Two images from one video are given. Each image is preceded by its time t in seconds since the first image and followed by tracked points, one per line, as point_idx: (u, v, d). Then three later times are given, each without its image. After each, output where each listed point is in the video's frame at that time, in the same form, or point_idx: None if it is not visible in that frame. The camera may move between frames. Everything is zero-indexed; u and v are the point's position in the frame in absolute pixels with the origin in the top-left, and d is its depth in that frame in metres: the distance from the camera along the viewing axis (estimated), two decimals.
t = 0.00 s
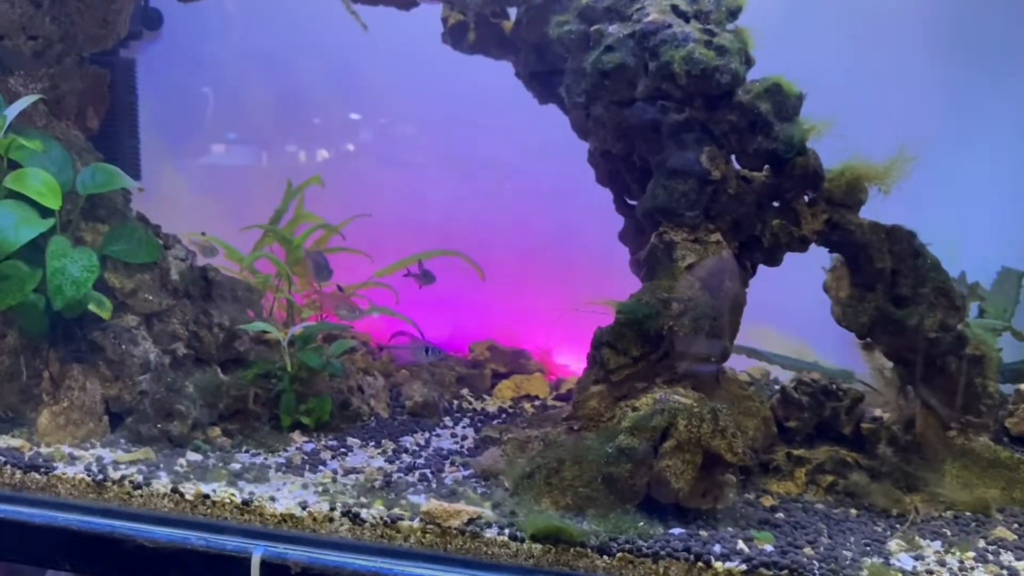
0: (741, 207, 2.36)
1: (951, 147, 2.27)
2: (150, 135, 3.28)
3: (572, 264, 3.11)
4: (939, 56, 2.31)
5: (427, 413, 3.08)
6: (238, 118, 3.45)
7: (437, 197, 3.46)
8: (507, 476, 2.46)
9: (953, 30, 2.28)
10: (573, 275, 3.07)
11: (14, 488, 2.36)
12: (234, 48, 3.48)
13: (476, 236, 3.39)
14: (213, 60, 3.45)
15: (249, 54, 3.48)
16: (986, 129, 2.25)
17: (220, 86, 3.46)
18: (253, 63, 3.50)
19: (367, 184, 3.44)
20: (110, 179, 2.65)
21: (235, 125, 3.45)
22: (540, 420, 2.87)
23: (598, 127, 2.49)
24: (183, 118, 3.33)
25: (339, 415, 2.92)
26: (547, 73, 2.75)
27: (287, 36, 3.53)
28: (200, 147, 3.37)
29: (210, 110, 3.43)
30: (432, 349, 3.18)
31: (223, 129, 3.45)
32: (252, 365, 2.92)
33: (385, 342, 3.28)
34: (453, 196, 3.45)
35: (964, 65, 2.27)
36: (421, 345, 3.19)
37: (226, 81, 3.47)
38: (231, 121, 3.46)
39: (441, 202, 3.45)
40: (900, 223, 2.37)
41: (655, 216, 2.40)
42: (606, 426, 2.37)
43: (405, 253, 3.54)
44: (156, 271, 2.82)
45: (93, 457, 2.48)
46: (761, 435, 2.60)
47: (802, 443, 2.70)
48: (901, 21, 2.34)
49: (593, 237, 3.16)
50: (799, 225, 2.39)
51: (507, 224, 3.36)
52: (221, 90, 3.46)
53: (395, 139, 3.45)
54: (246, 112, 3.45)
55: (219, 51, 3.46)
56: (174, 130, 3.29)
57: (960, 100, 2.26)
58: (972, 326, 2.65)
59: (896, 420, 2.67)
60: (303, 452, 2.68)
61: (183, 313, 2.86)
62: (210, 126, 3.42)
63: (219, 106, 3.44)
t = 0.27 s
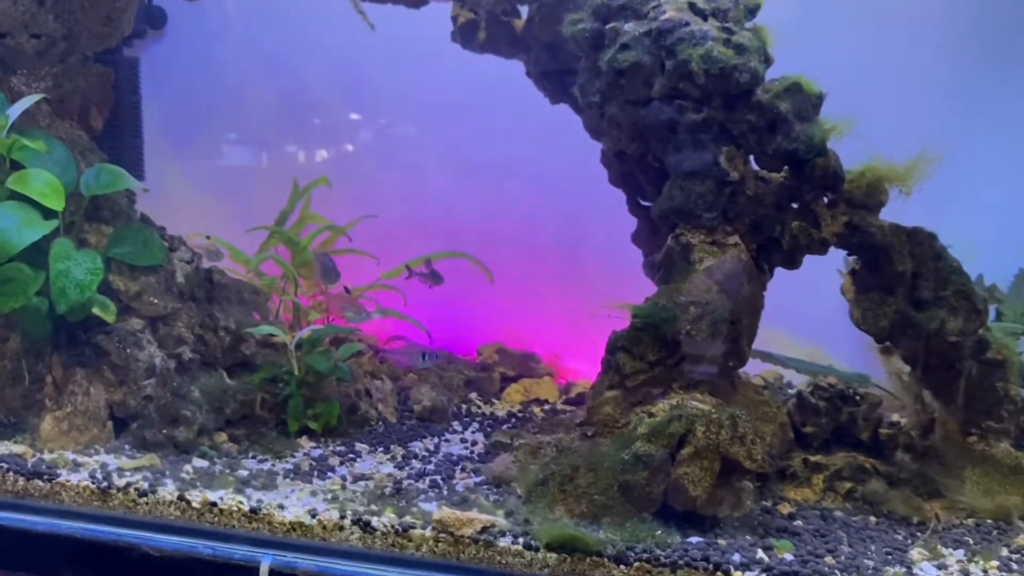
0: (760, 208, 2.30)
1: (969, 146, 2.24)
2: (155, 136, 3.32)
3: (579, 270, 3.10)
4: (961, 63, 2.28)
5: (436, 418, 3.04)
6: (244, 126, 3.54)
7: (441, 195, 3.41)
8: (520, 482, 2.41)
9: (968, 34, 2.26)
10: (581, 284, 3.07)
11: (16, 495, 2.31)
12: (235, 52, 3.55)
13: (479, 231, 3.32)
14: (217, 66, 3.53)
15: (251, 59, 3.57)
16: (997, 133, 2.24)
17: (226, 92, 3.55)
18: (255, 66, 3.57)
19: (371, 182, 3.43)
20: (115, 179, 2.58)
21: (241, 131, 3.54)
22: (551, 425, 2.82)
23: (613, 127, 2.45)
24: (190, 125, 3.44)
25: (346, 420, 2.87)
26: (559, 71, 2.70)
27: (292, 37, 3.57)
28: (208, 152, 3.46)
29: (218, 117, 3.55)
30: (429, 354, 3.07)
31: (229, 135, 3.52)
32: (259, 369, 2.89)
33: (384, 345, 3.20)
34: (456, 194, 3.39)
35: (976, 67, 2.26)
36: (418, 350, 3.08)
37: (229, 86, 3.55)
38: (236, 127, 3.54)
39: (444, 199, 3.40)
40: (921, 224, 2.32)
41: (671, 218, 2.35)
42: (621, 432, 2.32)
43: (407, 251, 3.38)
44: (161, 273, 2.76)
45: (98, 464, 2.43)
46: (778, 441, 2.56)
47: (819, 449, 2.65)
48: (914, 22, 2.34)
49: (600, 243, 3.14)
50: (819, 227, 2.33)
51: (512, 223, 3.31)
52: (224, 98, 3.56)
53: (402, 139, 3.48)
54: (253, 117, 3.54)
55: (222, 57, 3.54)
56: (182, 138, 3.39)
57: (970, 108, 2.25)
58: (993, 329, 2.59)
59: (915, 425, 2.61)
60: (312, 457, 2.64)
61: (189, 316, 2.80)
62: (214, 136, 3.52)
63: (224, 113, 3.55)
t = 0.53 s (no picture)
0: (773, 206, 2.25)
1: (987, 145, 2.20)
2: (155, 133, 3.20)
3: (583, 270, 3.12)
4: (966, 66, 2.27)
5: (440, 420, 2.98)
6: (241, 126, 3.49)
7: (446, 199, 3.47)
8: (527, 486, 2.36)
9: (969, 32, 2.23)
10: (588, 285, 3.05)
11: (12, 499, 2.24)
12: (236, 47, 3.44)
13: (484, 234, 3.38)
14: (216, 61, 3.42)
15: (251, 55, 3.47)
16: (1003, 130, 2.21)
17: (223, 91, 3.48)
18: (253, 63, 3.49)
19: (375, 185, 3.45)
20: (112, 177, 2.53)
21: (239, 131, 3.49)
22: (558, 428, 2.78)
23: (622, 124, 2.40)
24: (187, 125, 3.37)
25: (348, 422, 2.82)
26: (566, 67, 2.65)
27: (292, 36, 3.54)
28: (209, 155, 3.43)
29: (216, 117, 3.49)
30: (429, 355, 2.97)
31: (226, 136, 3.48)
32: (260, 370, 2.82)
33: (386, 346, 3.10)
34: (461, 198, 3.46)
35: (978, 65, 2.25)
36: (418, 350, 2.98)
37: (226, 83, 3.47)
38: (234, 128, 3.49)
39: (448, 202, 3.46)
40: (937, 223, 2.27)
41: (682, 217, 2.30)
42: (631, 435, 2.27)
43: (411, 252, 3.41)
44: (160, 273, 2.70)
45: (96, 468, 2.38)
46: (790, 443, 2.51)
47: (830, 452, 2.61)
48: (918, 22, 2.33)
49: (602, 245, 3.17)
50: (834, 225, 2.28)
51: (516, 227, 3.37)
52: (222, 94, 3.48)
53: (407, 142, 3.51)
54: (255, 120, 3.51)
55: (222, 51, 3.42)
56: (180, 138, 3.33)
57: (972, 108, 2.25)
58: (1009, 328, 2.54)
59: (929, 427, 2.56)
60: (314, 460, 2.60)
61: (188, 316, 2.75)
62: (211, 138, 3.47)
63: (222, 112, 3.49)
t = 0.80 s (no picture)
0: (785, 200, 2.21)
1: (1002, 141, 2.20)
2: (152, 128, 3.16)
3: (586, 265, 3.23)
4: (962, 39, 2.25)
5: (443, 419, 2.94)
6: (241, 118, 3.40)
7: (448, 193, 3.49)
8: (534, 485, 2.31)
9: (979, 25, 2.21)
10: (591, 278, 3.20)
11: (8, 499, 2.18)
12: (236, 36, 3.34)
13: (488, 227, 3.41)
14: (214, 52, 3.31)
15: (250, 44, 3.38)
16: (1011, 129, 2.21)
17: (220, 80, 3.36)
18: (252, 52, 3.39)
19: (378, 178, 3.43)
20: (110, 170, 2.48)
21: (239, 124, 3.41)
22: (563, 426, 2.73)
23: (631, 117, 2.36)
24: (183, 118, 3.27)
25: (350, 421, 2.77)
26: (573, 59, 2.60)
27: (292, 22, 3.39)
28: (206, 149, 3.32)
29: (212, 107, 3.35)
30: (427, 352, 2.86)
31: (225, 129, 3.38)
32: (260, 368, 2.81)
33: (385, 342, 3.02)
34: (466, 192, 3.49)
35: (976, 42, 2.24)
36: (416, 348, 2.87)
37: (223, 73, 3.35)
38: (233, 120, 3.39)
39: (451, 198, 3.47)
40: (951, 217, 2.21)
41: (692, 210, 2.25)
42: (640, 434, 2.23)
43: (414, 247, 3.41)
44: (159, 269, 2.65)
45: (93, 467, 2.32)
46: (801, 441, 2.46)
47: (841, 450, 2.56)
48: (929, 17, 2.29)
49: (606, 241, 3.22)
50: (847, 219, 2.23)
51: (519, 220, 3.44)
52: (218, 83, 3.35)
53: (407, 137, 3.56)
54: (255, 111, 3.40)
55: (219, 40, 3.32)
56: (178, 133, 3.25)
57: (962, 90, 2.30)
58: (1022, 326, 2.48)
59: (941, 424, 2.52)
60: (315, 459, 2.55)
61: (188, 313, 2.69)
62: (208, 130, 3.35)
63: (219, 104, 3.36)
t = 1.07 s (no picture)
0: (801, 196, 2.16)
1: None
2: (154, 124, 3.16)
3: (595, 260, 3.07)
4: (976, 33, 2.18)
5: (449, 419, 2.89)
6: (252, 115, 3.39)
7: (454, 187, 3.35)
8: (543, 488, 2.27)
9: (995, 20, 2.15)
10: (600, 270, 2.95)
11: (5, 503, 2.12)
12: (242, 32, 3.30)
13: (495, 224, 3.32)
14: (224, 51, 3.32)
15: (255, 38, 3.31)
16: None
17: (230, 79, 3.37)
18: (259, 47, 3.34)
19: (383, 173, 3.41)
20: (109, 166, 2.42)
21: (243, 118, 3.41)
22: (571, 427, 2.68)
23: (643, 111, 2.31)
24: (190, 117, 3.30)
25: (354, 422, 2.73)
26: (582, 53, 2.56)
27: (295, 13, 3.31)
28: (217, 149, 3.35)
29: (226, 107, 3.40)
30: (428, 355, 2.90)
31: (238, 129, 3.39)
32: (262, 368, 2.73)
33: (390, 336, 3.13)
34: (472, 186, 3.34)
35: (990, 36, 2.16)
36: (418, 349, 2.90)
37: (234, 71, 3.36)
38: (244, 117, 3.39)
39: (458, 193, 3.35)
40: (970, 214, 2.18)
41: (706, 207, 2.21)
42: (653, 435, 2.18)
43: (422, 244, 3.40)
44: (160, 267, 2.59)
45: (92, 470, 2.27)
46: (815, 443, 2.41)
47: (855, 451, 2.52)
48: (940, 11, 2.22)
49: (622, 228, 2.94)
50: (863, 216, 2.21)
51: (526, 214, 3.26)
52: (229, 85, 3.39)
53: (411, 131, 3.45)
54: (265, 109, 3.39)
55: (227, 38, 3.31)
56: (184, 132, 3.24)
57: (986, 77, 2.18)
58: None
59: (956, 424, 2.48)
60: (319, 461, 2.50)
61: (189, 312, 2.63)
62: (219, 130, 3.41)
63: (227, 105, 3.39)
